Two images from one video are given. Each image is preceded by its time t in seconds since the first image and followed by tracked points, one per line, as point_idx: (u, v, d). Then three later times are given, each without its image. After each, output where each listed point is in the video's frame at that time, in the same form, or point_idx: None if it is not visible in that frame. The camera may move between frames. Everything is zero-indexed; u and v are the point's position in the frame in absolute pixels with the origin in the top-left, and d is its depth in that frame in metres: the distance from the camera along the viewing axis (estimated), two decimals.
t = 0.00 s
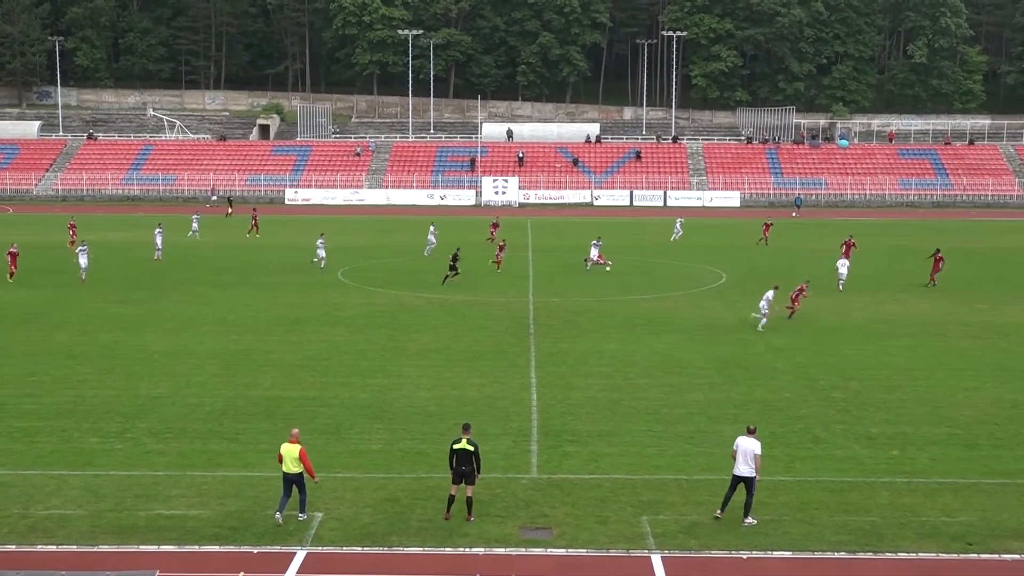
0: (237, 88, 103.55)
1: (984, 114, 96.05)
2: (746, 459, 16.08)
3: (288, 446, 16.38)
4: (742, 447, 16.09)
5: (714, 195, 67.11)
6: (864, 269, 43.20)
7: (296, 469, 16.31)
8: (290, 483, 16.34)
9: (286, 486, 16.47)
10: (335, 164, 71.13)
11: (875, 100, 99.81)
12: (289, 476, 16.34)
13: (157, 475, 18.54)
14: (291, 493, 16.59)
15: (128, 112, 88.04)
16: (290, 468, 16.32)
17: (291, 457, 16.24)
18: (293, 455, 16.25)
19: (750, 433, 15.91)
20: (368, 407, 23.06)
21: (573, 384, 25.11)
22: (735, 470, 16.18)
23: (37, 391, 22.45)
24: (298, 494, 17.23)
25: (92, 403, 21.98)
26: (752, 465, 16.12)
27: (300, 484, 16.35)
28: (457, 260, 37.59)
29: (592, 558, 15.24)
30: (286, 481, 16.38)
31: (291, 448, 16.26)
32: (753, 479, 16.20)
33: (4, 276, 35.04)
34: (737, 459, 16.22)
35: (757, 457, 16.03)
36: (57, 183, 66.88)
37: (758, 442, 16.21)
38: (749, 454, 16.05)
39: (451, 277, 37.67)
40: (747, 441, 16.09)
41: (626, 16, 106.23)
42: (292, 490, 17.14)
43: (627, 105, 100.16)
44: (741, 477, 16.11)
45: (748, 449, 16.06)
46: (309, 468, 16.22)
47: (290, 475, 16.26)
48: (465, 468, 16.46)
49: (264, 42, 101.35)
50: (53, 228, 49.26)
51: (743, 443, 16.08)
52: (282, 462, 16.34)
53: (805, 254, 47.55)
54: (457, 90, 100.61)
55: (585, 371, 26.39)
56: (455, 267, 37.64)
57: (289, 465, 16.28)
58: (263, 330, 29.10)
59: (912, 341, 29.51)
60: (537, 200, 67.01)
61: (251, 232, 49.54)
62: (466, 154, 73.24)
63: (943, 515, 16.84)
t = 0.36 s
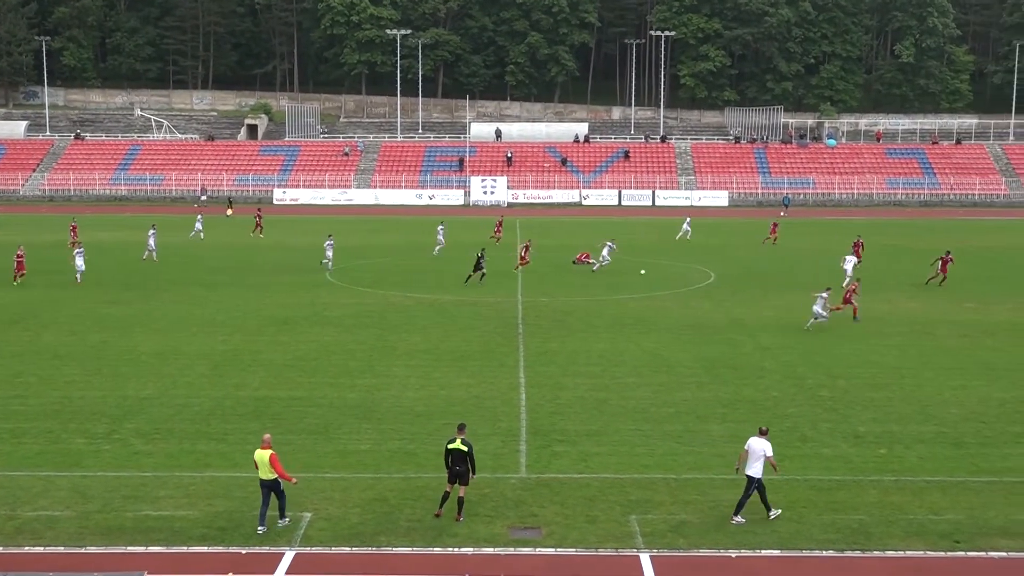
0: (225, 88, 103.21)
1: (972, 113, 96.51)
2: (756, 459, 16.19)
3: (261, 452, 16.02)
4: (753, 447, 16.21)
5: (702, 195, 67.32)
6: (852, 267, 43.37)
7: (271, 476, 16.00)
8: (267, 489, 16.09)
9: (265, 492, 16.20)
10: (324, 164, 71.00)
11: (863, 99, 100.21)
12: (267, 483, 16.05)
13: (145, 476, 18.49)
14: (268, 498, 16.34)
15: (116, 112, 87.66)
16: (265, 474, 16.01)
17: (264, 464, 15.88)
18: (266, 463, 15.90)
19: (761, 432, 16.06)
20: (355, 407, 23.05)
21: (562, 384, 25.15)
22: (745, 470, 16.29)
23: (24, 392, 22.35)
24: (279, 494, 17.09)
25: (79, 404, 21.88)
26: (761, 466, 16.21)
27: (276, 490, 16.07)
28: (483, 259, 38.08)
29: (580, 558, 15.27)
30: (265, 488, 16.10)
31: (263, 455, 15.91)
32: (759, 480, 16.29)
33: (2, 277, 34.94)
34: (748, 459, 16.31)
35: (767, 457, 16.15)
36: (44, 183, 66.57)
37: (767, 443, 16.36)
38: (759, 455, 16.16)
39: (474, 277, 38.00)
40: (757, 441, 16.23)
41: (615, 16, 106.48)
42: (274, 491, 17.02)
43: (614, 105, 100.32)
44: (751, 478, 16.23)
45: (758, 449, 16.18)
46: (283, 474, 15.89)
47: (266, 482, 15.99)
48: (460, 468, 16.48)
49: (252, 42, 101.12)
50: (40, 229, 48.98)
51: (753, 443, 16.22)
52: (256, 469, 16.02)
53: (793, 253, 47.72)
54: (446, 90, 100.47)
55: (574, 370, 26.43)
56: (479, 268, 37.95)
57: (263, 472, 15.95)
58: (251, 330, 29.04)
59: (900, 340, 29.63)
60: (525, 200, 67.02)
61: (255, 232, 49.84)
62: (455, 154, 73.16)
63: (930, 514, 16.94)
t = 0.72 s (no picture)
0: (191, 89, 102.40)
1: (936, 111, 97.79)
2: (751, 453, 16.36)
3: (217, 465, 15.52)
4: (748, 442, 16.39)
5: (669, 194, 67.84)
6: (817, 265, 43.91)
7: (228, 489, 15.47)
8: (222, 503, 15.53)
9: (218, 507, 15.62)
10: (290, 164, 70.64)
11: (828, 97, 101.30)
12: (222, 496, 15.48)
13: (111, 479, 18.36)
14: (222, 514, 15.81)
15: (80, 113, 86.63)
16: (221, 487, 15.48)
17: (220, 477, 15.37)
18: (222, 475, 15.40)
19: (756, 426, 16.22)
20: (324, 407, 23.03)
21: (531, 383, 25.27)
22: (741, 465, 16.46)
23: None
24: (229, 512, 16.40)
25: (44, 408, 21.67)
26: (756, 460, 16.40)
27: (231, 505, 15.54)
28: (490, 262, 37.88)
29: (550, 557, 15.37)
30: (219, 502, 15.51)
31: (220, 467, 15.40)
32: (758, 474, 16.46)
33: None
34: (743, 454, 16.49)
35: (762, 452, 16.32)
36: (6, 185, 65.72)
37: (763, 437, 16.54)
38: (754, 449, 16.34)
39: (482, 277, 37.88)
40: (753, 435, 16.41)
41: (582, 16, 106.94)
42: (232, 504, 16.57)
43: (582, 104, 100.67)
44: (745, 471, 16.42)
45: (753, 443, 16.36)
46: (241, 487, 15.41)
47: (222, 495, 15.44)
48: (433, 469, 16.51)
49: (218, 42, 100.39)
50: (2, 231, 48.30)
51: (748, 438, 16.40)
52: (211, 482, 15.49)
53: (761, 251, 48.26)
54: (413, 90, 100.21)
55: (543, 370, 26.55)
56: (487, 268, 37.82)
57: (220, 485, 15.43)
58: (219, 332, 28.89)
59: (865, 336, 30.06)
60: (493, 199, 67.10)
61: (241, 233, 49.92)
62: (422, 154, 73.04)
63: (896, 508, 17.22)
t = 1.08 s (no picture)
0: (113, 89, 100.14)
1: (857, 110, 100.49)
2: (709, 452, 16.76)
3: (128, 477, 15.12)
4: (707, 440, 16.78)
5: (597, 193, 68.68)
6: (743, 263, 44.92)
7: (138, 502, 15.02)
8: (131, 517, 15.04)
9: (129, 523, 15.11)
10: (215, 165, 69.61)
11: (753, 96, 103.44)
12: (132, 510, 15.00)
13: (33, 487, 18.02)
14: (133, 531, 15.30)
15: None
16: (131, 500, 15.03)
17: (131, 488, 14.95)
18: (132, 486, 14.98)
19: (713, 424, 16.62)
20: (253, 410, 22.89)
21: (461, 382, 25.45)
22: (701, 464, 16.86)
23: None
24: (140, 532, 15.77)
25: None
26: (714, 458, 16.80)
27: (142, 519, 15.04)
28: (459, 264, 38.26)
29: (481, 556, 15.60)
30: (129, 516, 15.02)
31: (131, 478, 15.00)
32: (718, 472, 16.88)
33: None
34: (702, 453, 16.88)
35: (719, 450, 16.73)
36: None
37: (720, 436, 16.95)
38: (712, 447, 16.74)
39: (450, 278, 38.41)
40: (711, 434, 16.81)
41: (509, 15, 107.34)
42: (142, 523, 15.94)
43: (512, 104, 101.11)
44: (705, 470, 16.82)
45: (711, 442, 16.75)
46: (151, 499, 14.96)
47: (131, 508, 14.96)
48: (374, 468, 16.67)
49: (141, 41, 98.33)
50: None
51: (707, 437, 16.78)
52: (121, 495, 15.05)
53: (690, 249, 49.25)
54: (341, 90, 99.40)
55: (473, 369, 26.75)
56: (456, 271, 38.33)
57: (130, 497, 14.98)
58: (144, 335, 28.47)
59: (790, 333, 30.92)
60: (422, 199, 67.02)
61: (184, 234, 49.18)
62: (350, 154, 72.59)
63: (822, 502, 17.83)
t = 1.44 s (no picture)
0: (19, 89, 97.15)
1: (769, 109, 103.18)
2: (656, 448, 17.29)
3: (20, 491, 14.42)
4: (653, 437, 17.29)
5: (515, 192, 69.22)
6: (660, 261, 45.93)
7: (30, 516, 14.39)
8: (24, 533, 14.45)
9: (22, 539, 14.52)
10: (127, 165, 68.18)
11: (668, 96, 105.38)
12: (24, 525, 14.40)
13: None
14: (26, 546, 14.71)
15: None
16: (22, 516, 14.39)
17: (22, 504, 14.28)
18: (24, 500, 14.32)
19: (659, 422, 17.12)
20: (168, 414, 22.68)
21: (381, 384, 25.59)
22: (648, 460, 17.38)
23: None
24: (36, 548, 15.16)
25: None
26: (660, 454, 17.34)
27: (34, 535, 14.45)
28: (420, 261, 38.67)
29: (402, 558, 15.86)
30: (22, 532, 14.41)
31: (22, 492, 14.32)
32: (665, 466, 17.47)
33: None
34: (647, 449, 17.39)
35: (666, 445, 17.30)
36: None
37: (665, 431, 17.46)
38: (658, 443, 17.27)
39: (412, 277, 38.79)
40: (656, 430, 17.31)
41: (426, 15, 107.18)
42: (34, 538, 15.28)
43: (429, 104, 101.09)
44: (650, 466, 17.36)
45: (657, 438, 17.28)
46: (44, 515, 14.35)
47: (23, 524, 14.36)
48: (307, 466, 16.88)
49: (47, 39, 95.52)
50: None
51: (653, 433, 17.28)
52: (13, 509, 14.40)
53: (608, 248, 50.16)
54: (256, 90, 98.00)
55: (392, 370, 26.91)
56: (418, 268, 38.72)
57: (21, 513, 14.36)
58: (54, 340, 27.90)
59: (706, 330, 31.83)
60: (339, 200, 66.61)
61: (110, 236, 48.33)
62: (265, 155, 71.73)
63: (738, 496, 18.52)
